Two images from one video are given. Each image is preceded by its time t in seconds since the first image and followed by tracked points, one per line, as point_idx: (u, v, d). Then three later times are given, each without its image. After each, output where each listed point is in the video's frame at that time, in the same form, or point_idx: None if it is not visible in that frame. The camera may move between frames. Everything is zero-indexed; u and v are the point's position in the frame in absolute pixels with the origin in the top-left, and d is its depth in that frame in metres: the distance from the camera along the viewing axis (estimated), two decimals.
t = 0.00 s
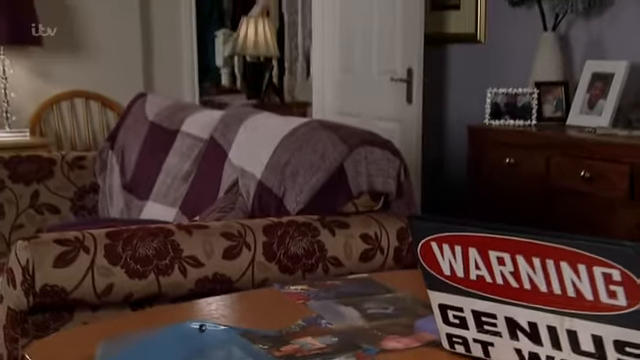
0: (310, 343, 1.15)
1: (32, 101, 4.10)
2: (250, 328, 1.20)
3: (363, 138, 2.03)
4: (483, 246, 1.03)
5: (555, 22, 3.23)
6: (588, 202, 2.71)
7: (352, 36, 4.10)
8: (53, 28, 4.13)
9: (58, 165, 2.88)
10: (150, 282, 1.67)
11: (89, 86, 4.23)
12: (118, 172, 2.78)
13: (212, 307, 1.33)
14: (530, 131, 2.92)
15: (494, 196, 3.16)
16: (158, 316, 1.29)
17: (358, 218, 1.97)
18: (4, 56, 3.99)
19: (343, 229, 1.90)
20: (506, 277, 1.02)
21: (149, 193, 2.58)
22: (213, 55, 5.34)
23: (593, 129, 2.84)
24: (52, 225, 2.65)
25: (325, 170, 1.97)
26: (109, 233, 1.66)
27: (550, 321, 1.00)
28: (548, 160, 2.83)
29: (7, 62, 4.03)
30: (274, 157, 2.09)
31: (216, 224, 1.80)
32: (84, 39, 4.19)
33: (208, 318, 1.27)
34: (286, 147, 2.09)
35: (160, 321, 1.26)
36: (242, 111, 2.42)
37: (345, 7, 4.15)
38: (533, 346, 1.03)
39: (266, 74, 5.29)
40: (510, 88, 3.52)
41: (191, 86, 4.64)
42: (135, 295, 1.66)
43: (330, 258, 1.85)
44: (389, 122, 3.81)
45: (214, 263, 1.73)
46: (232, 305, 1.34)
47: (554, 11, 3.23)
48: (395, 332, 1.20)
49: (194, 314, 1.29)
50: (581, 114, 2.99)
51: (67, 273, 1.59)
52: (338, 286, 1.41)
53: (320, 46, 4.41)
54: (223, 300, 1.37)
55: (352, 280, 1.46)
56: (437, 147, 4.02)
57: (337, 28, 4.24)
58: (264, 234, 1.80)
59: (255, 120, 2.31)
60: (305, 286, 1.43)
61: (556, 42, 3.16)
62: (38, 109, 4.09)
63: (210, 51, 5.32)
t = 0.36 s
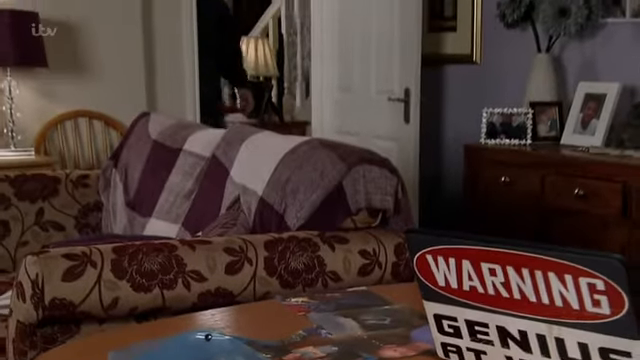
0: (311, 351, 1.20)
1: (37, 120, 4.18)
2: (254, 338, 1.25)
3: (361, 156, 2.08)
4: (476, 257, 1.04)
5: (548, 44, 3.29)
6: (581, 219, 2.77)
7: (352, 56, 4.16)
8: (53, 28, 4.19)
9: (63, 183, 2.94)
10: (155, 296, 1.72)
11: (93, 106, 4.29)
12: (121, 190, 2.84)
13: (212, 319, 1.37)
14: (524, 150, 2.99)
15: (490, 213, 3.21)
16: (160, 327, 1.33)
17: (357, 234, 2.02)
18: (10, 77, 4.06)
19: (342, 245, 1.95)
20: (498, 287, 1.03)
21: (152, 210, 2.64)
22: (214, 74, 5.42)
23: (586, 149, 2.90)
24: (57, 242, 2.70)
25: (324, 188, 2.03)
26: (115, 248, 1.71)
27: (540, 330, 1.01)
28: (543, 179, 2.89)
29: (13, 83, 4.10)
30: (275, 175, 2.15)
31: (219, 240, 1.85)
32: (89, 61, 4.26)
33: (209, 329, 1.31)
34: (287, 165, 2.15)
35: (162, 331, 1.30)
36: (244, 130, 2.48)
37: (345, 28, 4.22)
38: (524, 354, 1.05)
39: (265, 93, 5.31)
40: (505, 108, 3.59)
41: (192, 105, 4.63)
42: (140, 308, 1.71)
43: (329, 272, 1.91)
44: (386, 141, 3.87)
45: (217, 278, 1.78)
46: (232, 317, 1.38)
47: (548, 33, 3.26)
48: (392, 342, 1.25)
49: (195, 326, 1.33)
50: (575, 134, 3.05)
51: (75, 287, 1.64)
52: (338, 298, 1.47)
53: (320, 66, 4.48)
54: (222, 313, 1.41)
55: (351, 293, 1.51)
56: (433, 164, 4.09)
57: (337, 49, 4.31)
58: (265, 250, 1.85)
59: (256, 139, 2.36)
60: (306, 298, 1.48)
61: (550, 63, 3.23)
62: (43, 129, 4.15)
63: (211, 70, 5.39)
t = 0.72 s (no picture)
0: None
1: (41, 145, 4.24)
2: (256, 354, 1.30)
3: (359, 180, 2.14)
4: (468, 275, 0.93)
5: (543, 70, 3.36)
6: (576, 242, 2.81)
7: (352, 81, 4.22)
8: (53, 28, 4.24)
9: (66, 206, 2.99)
10: (158, 315, 1.76)
11: (97, 132, 4.35)
12: (124, 213, 2.89)
13: (214, 336, 1.41)
14: (519, 173, 3.05)
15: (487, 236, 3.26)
16: (163, 344, 1.38)
17: (355, 255, 2.07)
18: (16, 102, 4.12)
19: (340, 266, 2.00)
20: (491, 305, 0.92)
21: (154, 232, 2.69)
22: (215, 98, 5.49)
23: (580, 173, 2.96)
24: (61, 264, 2.74)
25: (323, 210, 2.08)
26: (120, 269, 1.76)
27: (530, 346, 0.91)
28: (537, 202, 2.94)
29: (18, 108, 4.16)
30: (275, 197, 2.20)
31: (221, 261, 1.90)
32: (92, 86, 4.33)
33: (212, 344, 1.36)
34: (287, 188, 2.20)
35: (167, 348, 1.34)
36: (244, 153, 2.54)
37: (344, 54, 4.28)
38: None
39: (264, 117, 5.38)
40: (500, 133, 3.65)
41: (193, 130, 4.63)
42: (144, 328, 1.75)
43: (328, 293, 1.96)
44: (384, 165, 3.94)
45: (219, 297, 1.83)
46: (233, 334, 1.43)
47: (542, 59, 3.26)
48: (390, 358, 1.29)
49: (197, 342, 1.37)
50: (568, 159, 3.11)
51: (81, 307, 1.68)
52: (337, 317, 1.51)
53: (320, 92, 4.55)
54: (223, 331, 1.46)
55: (350, 312, 1.55)
56: (429, 187, 4.15)
57: (336, 75, 4.38)
58: (266, 270, 1.90)
59: (256, 162, 2.42)
60: (306, 317, 1.53)
61: (544, 89, 3.30)
62: (46, 153, 4.21)
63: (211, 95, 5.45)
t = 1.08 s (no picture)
0: None
1: (43, 172, 4.27)
2: None
3: (356, 205, 2.19)
4: (461, 298, 0.97)
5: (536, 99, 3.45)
6: (569, 268, 2.86)
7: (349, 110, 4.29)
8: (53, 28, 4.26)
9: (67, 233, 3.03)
10: (159, 339, 1.80)
11: (98, 158, 4.39)
12: (124, 239, 2.94)
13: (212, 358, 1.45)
14: (513, 200, 3.10)
15: (482, 262, 3.31)
16: None
17: (353, 280, 2.13)
18: (19, 131, 4.16)
19: (338, 291, 2.06)
20: (483, 327, 0.95)
21: (154, 258, 2.73)
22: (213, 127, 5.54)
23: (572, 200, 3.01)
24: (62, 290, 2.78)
25: (321, 236, 2.13)
26: (122, 293, 1.80)
27: None
28: (532, 229, 3.00)
29: (21, 137, 4.20)
30: (273, 224, 2.24)
31: (221, 285, 1.94)
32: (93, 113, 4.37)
33: None
34: (285, 214, 2.24)
35: None
36: (244, 180, 2.59)
37: (341, 83, 4.36)
38: None
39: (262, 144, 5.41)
40: (494, 161, 3.72)
41: (192, 153, 4.63)
42: (145, 352, 1.79)
43: (326, 317, 2.01)
44: (382, 192, 3.98)
45: (219, 321, 1.87)
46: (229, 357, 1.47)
47: (535, 89, 3.33)
48: None
49: None
50: (562, 185, 3.18)
51: (84, 330, 1.71)
52: (334, 340, 1.55)
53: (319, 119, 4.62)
54: (219, 353, 1.50)
55: (347, 335, 1.59)
56: (426, 213, 4.20)
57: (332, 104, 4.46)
58: (265, 295, 1.95)
59: (255, 189, 2.47)
60: (305, 340, 1.57)
61: (538, 118, 3.38)
62: (47, 180, 4.25)
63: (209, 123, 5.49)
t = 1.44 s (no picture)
0: None
1: (42, 196, 4.30)
2: None
3: (352, 229, 2.24)
4: (453, 318, 0.88)
5: (528, 124, 3.50)
6: (562, 291, 2.90)
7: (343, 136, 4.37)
8: (53, 27, 4.27)
9: (66, 256, 3.06)
10: None
11: (97, 182, 4.43)
12: (122, 262, 2.97)
13: None
14: (506, 223, 3.15)
15: (477, 283, 3.34)
16: None
17: (348, 301, 2.16)
18: (19, 155, 4.18)
19: (334, 312, 2.10)
20: (475, 349, 0.87)
21: (152, 281, 2.76)
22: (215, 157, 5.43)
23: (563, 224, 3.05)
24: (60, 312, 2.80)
25: (317, 258, 2.17)
26: (122, 315, 1.83)
27: None
28: (525, 252, 3.04)
29: (21, 160, 4.22)
30: (270, 246, 2.27)
31: (219, 307, 1.97)
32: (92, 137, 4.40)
33: None
34: (282, 237, 2.27)
35: None
36: (241, 203, 2.63)
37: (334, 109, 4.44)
38: None
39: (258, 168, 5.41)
40: (487, 184, 3.78)
41: (188, 178, 4.71)
42: None
43: (322, 338, 2.05)
44: (378, 215, 4.02)
45: (217, 343, 1.90)
46: None
47: (527, 114, 3.40)
48: None
49: None
50: (554, 208, 3.22)
51: (84, 352, 1.74)
52: None
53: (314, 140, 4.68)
54: None
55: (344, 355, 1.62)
56: (421, 236, 4.24)
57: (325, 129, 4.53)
58: (262, 316, 1.98)
59: (251, 212, 2.50)
60: None
61: (531, 142, 3.43)
62: (46, 204, 4.28)
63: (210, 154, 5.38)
